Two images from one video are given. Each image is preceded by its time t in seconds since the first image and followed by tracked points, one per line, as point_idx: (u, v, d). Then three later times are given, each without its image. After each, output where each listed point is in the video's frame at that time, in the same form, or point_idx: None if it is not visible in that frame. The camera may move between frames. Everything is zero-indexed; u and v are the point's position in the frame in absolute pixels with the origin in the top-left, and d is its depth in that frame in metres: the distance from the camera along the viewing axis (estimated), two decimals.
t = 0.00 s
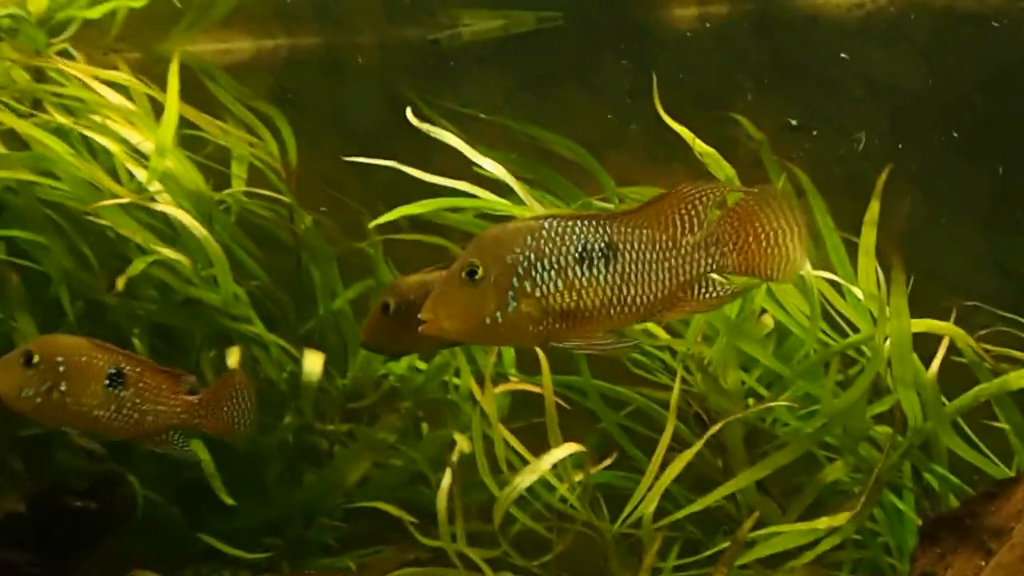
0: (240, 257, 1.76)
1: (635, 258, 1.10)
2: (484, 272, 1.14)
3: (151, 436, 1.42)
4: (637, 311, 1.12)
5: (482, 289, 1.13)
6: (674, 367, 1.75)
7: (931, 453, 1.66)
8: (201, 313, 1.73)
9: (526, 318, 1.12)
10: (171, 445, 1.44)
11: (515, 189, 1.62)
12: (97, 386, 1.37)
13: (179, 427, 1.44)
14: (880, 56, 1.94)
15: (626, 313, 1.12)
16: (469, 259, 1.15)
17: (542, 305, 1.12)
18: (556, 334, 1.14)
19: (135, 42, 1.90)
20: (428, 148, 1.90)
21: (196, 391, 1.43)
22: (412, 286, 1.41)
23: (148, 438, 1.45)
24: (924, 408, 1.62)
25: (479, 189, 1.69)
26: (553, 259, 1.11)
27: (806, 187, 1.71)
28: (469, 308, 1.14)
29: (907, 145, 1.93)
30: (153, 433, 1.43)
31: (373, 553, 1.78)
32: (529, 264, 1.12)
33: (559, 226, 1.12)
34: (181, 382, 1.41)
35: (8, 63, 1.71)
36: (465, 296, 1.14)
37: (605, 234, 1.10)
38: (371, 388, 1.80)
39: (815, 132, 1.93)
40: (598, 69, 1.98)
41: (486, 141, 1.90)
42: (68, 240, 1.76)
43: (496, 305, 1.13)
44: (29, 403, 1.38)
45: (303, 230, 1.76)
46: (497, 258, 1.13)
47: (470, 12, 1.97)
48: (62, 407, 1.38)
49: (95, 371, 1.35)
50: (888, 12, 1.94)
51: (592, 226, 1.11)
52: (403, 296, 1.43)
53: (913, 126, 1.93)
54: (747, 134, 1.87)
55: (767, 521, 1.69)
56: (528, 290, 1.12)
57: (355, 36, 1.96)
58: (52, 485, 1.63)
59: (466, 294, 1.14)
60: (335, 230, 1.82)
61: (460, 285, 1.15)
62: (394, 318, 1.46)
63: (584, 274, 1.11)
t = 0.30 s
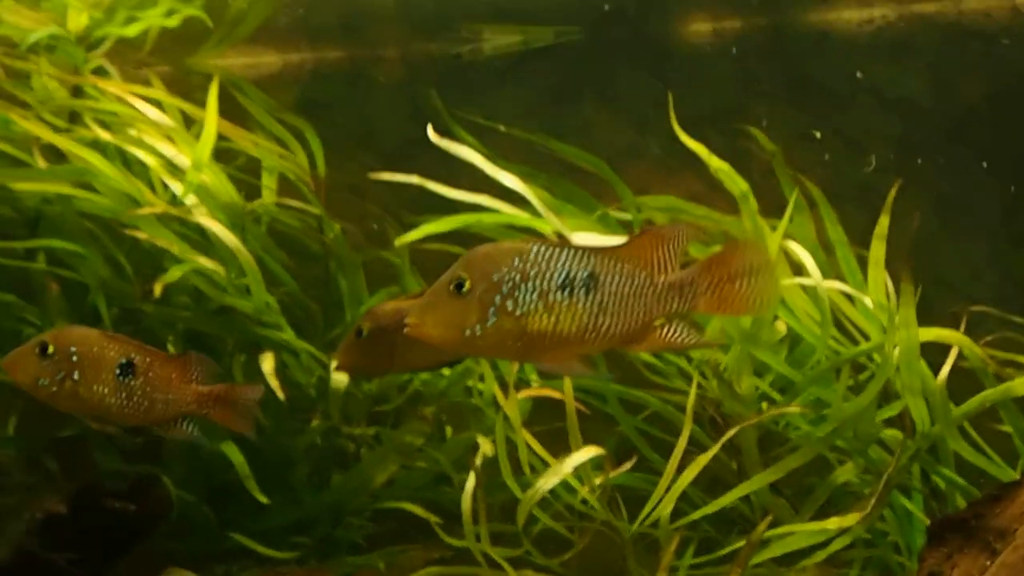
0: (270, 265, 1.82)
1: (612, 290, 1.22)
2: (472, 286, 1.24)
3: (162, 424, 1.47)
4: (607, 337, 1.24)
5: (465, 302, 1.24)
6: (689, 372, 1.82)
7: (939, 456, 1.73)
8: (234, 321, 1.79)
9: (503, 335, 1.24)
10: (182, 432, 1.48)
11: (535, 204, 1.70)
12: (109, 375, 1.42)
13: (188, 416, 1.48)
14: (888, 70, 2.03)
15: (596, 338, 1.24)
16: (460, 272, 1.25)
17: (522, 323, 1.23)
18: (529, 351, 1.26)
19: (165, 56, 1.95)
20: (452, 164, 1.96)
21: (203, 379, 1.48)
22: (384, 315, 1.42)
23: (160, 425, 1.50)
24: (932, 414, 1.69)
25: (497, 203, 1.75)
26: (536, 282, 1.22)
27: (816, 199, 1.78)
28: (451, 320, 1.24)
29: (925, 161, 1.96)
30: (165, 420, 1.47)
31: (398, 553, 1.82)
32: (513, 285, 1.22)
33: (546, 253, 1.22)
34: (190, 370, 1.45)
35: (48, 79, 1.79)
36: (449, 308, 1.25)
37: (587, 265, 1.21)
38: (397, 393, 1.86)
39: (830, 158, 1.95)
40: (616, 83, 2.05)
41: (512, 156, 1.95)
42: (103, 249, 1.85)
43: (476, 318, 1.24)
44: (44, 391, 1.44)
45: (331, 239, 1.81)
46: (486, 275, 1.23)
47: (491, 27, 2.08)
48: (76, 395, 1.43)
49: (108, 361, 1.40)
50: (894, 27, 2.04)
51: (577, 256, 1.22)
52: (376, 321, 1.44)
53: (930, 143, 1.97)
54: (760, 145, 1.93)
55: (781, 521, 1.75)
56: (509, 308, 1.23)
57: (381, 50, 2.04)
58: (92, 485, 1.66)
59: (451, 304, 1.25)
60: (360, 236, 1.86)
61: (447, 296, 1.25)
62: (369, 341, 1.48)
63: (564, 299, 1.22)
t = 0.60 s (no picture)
0: (297, 268, 1.87)
1: (600, 306, 1.33)
2: (472, 278, 1.35)
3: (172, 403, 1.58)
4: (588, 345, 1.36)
5: (462, 294, 1.35)
6: (705, 373, 1.86)
7: (949, 456, 1.78)
8: (261, 325, 1.82)
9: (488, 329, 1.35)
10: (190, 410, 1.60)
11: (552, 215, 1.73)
12: (124, 358, 1.52)
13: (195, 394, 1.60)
14: (901, 78, 2.07)
15: (577, 345, 1.35)
16: (464, 264, 1.35)
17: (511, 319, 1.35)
18: (511, 347, 1.38)
19: (194, 64, 2.01)
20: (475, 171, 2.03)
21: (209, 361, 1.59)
22: (365, 327, 1.42)
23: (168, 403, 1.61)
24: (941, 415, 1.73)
25: (518, 213, 1.79)
26: (533, 285, 1.34)
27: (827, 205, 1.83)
28: (446, 307, 1.35)
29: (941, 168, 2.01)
30: (174, 399, 1.58)
31: (423, 550, 1.91)
32: (511, 284, 1.34)
33: (546, 259, 1.34)
34: (198, 354, 1.56)
35: (80, 89, 1.84)
36: (446, 295, 1.35)
37: (583, 278, 1.33)
38: (420, 393, 1.90)
39: (842, 172, 2.02)
40: (633, 91, 2.10)
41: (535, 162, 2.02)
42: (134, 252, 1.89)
43: (467, 308, 1.34)
44: (62, 369, 1.53)
45: (356, 243, 1.85)
46: (487, 270, 1.34)
47: (512, 35, 2.11)
48: (93, 375, 1.53)
49: (124, 345, 1.50)
50: (908, 38, 2.08)
51: (574, 269, 1.34)
52: (360, 332, 1.44)
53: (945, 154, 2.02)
54: (773, 151, 1.98)
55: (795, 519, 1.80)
56: (503, 305, 1.34)
57: (403, 57, 2.09)
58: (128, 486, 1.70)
59: (451, 292, 1.35)
60: (384, 239, 1.91)
61: (449, 285, 1.35)
62: (346, 355, 1.46)
63: (555, 304, 1.33)
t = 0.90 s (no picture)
0: (321, 268, 1.90)
1: (595, 298, 1.33)
2: (474, 255, 1.32)
3: (192, 382, 1.55)
4: (577, 334, 1.34)
5: (464, 270, 1.32)
6: (720, 371, 1.89)
7: (960, 453, 1.82)
8: (286, 324, 1.86)
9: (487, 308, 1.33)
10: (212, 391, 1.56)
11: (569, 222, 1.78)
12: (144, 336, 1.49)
13: (219, 374, 1.55)
14: (915, 80, 2.09)
15: (567, 333, 1.34)
16: (468, 238, 1.33)
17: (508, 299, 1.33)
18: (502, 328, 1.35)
19: (217, 66, 2.04)
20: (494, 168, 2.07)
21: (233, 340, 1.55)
22: (340, 336, 1.52)
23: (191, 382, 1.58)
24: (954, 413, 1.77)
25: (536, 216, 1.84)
26: (533, 269, 1.32)
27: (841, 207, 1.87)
28: (447, 280, 1.32)
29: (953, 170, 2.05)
30: (196, 379, 1.55)
31: (444, 545, 1.95)
32: (512, 265, 1.31)
33: (549, 245, 1.32)
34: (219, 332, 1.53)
35: (108, 93, 1.90)
36: (448, 269, 1.32)
37: (583, 269, 1.32)
38: (440, 391, 1.92)
39: (860, 179, 2.05)
40: (650, 95, 2.13)
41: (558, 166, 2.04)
42: (160, 253, 1.92)
43: (468, 282, 1.32)
44: (82, 349, 1.51)
45: (378, 243, 1.88)
46: (489, 248, 1.32)
47: (530, 37, 2.13)
48: (112, 354, 1.51)
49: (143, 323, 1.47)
50: (921, 39, 2.10)
51: (575, 258, 1.33)
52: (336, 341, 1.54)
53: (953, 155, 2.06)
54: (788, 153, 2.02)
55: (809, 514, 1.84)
56: (501, 286, 1.32)
57: (422, 59, 2.11)
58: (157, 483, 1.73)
59: (453, 265, 1.33)
60: (405, 239, 1.95)
61: (453, 259, 1.32)
62: (323, 360, 1.56)
63: (552, 291, 1.32)
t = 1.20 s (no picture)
0: (341, 266, 1.91)
1: (601, 274, 1.36)
2: (491, 222, 1.36)
3: (184, 358, 1.58)
4: (580, 306, 1.39)
5: (481, 236, 1.36)
6: (737, 369, 1.91)
7: (975, 450, 1.83)
8: (310, 320, 1.90)
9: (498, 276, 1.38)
10: (201, 366, 1.58)
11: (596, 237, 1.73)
12: (133, 319, 1.54)
13: (209, 349, 1.58)
14: (930, 79, 2.10)
15: (569, 304, 1.38)
16: (486, 206, 1.37)
17: (521, 268, 1.37)
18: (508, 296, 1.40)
19: (236, 64, 2.04)
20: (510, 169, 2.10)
21: (218, 313, 1.57)
22: (320, 342, 1.54)
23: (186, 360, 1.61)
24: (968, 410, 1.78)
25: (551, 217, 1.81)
26: (546, 242, 1.36)
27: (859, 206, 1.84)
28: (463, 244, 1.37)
29: (964, 168, 2.07)
30: (186, 356, 1.58)
31: (465, 539, 1.97)
32: (527, 236, 1.36)
33: (563, 219, 1.36)
34: (203, 307, 1.55)
35: (131, 93, 1.94)
36: (465, 234, 1.36)
37: (592, 245, 1.35)
38: (458, 387, 1.94)
39: (876, 183, 2.08)
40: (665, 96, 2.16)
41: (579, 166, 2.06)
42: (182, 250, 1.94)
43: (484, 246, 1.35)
44: (80, 340, 1.59)
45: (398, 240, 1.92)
46: (505, 217, 1.36)
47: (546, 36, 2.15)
48: (107, 341, 1.57)
49: (128, 307, 1.53)
50: (933, 39, 2.12)
51: (587, 234, 1.36)
52: (312, 349, 1.56)
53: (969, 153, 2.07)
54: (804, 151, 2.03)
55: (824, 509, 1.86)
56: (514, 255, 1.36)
57: (439, 59, 2.13)
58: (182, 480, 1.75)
59: (472, 229, 1.36)
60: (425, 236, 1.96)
61: (472, 224, 1.36)
62: (299, 366, 1.58)
63: (562, 263, 1.36)
